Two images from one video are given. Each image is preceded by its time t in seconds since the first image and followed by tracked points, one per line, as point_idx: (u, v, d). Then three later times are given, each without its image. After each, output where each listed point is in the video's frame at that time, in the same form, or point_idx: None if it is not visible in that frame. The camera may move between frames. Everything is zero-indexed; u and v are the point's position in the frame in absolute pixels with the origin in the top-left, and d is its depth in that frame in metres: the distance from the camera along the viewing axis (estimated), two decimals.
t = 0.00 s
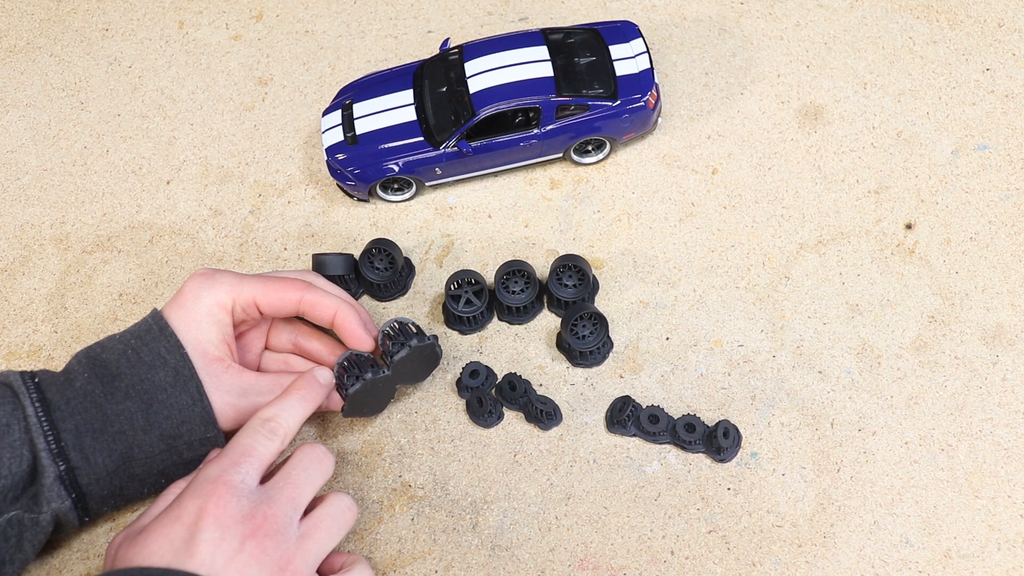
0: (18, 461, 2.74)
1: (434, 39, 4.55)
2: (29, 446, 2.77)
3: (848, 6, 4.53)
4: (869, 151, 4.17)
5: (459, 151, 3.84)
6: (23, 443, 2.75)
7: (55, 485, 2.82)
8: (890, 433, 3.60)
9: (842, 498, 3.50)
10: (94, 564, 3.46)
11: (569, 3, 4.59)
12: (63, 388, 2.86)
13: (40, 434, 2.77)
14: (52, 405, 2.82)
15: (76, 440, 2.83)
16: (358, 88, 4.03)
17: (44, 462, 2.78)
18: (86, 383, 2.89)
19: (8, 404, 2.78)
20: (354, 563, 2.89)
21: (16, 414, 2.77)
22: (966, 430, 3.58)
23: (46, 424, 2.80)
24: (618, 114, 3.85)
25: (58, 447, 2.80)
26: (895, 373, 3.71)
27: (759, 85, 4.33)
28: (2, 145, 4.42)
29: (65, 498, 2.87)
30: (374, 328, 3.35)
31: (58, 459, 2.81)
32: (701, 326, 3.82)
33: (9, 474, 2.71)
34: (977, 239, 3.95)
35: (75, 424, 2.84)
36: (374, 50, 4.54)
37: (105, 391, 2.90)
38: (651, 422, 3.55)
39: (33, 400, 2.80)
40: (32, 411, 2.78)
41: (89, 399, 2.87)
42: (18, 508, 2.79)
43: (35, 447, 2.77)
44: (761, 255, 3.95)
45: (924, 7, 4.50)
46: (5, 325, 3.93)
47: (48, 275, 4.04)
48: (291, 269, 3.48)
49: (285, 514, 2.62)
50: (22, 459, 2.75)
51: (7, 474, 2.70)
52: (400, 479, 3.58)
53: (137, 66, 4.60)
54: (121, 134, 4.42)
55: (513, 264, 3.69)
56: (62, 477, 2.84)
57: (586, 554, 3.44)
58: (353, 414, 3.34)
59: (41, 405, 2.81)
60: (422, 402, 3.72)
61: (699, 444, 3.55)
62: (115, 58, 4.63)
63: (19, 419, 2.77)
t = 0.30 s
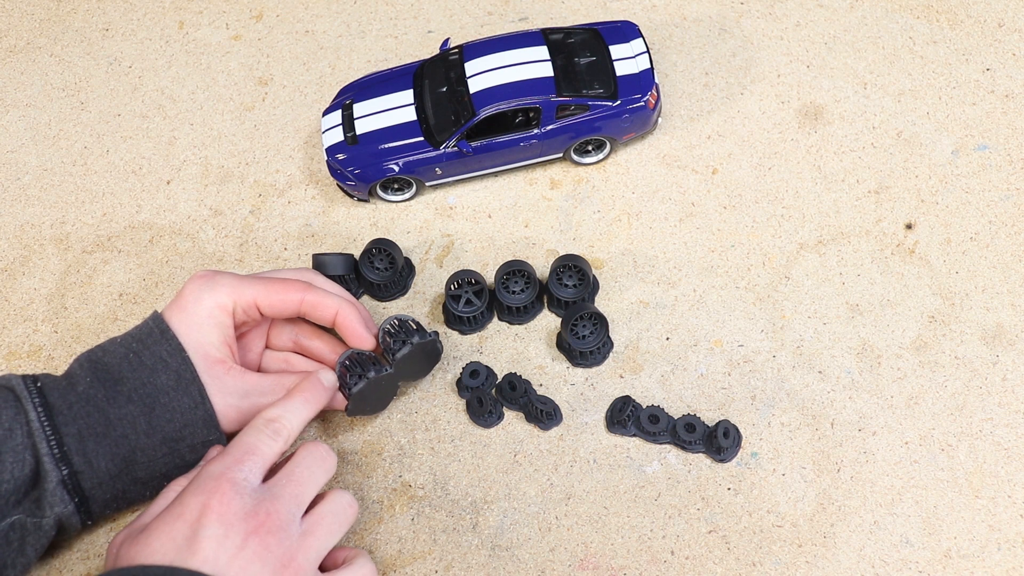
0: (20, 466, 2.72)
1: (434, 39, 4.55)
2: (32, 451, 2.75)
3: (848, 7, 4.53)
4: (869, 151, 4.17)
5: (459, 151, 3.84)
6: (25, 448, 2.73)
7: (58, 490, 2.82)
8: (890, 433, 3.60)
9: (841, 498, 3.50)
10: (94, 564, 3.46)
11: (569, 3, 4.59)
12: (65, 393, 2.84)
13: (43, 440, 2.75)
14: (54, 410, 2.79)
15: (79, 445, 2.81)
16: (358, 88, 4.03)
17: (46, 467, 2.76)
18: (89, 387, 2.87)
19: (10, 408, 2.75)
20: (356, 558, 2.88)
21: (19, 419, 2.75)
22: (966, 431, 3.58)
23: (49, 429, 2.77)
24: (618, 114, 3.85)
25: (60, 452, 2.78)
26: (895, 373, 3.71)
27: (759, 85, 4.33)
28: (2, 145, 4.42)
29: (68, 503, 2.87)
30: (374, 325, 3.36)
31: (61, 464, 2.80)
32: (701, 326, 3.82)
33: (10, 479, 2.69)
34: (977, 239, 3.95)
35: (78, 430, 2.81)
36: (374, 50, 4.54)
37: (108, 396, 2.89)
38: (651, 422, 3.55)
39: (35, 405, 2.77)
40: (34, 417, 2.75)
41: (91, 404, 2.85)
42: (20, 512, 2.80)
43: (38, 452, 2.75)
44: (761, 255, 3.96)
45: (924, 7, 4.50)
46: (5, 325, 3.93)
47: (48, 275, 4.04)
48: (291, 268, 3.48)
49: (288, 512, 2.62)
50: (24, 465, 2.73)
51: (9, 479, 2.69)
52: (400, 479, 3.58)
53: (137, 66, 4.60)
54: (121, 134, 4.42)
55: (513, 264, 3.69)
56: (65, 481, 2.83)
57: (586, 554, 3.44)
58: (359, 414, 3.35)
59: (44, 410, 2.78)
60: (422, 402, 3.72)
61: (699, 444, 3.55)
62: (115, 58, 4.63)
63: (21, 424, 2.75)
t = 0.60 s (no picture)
0: (22, 469, 2.71)
1: (434, 39, 4.55)
2: (33, 455, 2.74)
3: (848, 6, 4.54)
4: (869, 151, 4.18)
5: (459, 151, 3.85)
6: (27, 451, 2.73)
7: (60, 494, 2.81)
8: (890, 433, 3.60)
9: (841, 498, 3.50)
10: (94, 564, 3.46)
11: (569, 3, 4.59)
12: (67, 397, 2.83)
13: (44, 444, 2.74)
14: (56, 414, 2.79)
15: (80, 448, 2.81)
16: (358, 88, 4.03)
17: (48, 471, 2.75)
18: (91, 391, 2.87)
19: (12, 411, 2.74)
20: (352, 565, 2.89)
21: (20, 422, 2.74)
22: (966, 430, 3.58)
23: (50, 432, 2.77)
24: (618, 114, 3.85)
25: (62, 456, 2.78)
26: (895, 373, 3.71)
27: (759, 85, 4.33)
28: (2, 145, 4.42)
29: (69, 507, 2.86)
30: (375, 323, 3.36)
31: (62, 468, 2.79)
32: (701, 326, 3.82)
33: (11, 482, 2.69)
34: (977, 239, 3.95)
35: (79, 433, 2.81)
36: (374, 49, 4.54)
37: (110, 400, 2.88)
38: (651, 422, 3.55)
39: (36, 409, 2.76)
40: (35, 420, 2.75)
41: (92, 408, 2.85)
42: (22, 514, 2.79)
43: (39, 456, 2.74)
44: (760, 255, 3.96)
45: (924, 7, 4.50)
46: (5, 325, 3.93)
47: (48, 275, 4.04)
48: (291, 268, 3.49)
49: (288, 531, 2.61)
50: (26, 468, 2.73)
51: (9, 482, 2.69)
52: (400, 479, 3.58)
53: (137, 66, 4.60)
54: (121, 134, 4.42)
55: (513, 264, 3.69)
56: (67, 485, 2.83)
57: (586, 554, 3.44)
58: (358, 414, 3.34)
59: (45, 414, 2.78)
60: (422, 402, 3.72)
61: (699, 444, 3.55)
62: (115, 58, 4.63)
63: (22, 428, 2.74)
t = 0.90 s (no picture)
0: (13, 476, 2.75)
1: (434, 39, 4.55)
2: (26, 467, 2.76)
3: (848, 6, 4.53)
4: (869, 151, 4.17)
5: (459, 151, 3.85)
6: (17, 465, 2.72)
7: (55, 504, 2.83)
8: (890, 433, 3.60)
9: (841, 498, 3.50)
10: (94, 564, 3.46)
11: (569, 3, 4.59)
12: (62, 413, 2.74)
13: (37, 463, 2.73)
14: (50, 432, 2.73)
15: (76, 465, 2.81)
16: (358, 88, 4.03)
17: (40, 487, 2.77)
18: (87, 408, 2.78)
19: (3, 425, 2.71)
20: None
21: (14, 432, 2.72)
22: (966, 430, 3.58)
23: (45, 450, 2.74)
24: (618, 114, 3.85)
25: (56, 473, 2.78)
26: (895, 373, 3.71)
27: (759, 85, 4.33)
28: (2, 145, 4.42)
29: (64, 513, 2.87)
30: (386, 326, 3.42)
31: (55, 483, 2.79)
32: (701, 326, 3.82)
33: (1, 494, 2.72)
34: (977, 239, 3.95)
35: (75, 450, 2.78)
36: (374, 49, 4.54)
37: (108, 417, 2.81)
38: (651, 422, 3.54)
39: (29, 428, 2.71)
40: (28, 439, 2.70)
41: (90, 426, 2.78)
42: (16, 512, 2.86)
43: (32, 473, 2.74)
44: (760, 255, 3.95)
45: (924, 7, 4.50)
46: (5, 325, 3.93)
47: (48, 275, 4.04)
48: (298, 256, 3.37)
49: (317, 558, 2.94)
50: (17, 476, 2.76)
51: None
52: (400, 479, 3.58)
53: (137, 66, 4.60)
54: (121, 134, 4.42)
55: (513, 264, 3.69)
56: (61, 496, 2.83)
57: (586, 554, 3.44)
58: (351, 391, 3.66)
59: (40, 431, 2.72)
60: (422, 402, 3.72)
61: (699, 444, 3.55)
62: (115, 58, 4.63)
63: (17, 440, 2.73)
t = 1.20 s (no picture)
0: (10, 489, 2.47)
1: (434, 39, 4.55)
2: (26, 479, 2.49)
3: (849, 6, 4.53)
4: (869, 151, 4.17)
5: (459, 151, 3.85)
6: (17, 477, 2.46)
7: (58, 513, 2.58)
8: (891, 433, 3.60)
9: (842, 498, 3.50)
10: (94, 564, 3.46)
11: (569, 3, 4.58)
12: (65, 433, 2.44)
13: (41, 479, 2.49)
14: (54, 449, 2.45)
15: (79, 478, 2.55)
16: (358, 88, 4.03)
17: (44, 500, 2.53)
18: (92, 425, 2.48)
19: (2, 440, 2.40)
20: None
21: (13, 448, 2.42)
22: (966, 430, 3.58)
23: (48, 466, 2.48)
24: (618, 114, 3.85)
25: (61, 487, 2.54)
26: (895, 373, 3.71)
27: (759, 85, 4.33)
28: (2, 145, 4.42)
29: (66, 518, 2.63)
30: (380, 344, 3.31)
31: (60, 495, 2.55)
32: (701, 326, 3.82)
33: None
34: (977, 239, 3.95)
35: (80, 466, 2.52)
36: (374, 49, 4.54)
37: (112, 434, 2.51)
38: (651, 422, 3.54)
39: (32, 446, 2.42)
40: (32, 458, 2.43)
41: (94, 444, 2.50)
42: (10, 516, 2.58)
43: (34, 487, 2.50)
44: (760, 255, 3.95)
45: (924, 7, 4.50)
46: (5, 325, 3.93)
47: (47, 275, 4.04)
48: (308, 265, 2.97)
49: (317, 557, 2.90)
50: (14, 487, 2.49)
51: None
52: (400, 479, 3.58)
53: (137, 66, 4.60)
54: (121, 134, 4.42)
55: (513, 264, 3.69)
56: (64, 505, 2.59)
57: (586, 554, 3.45)
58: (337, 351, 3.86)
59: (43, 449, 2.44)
60: (422, 402, 3.71)
61: (699, 444, 3.55)
62: (115, 58, 4.63)
63: (17, 455, 2.44)
